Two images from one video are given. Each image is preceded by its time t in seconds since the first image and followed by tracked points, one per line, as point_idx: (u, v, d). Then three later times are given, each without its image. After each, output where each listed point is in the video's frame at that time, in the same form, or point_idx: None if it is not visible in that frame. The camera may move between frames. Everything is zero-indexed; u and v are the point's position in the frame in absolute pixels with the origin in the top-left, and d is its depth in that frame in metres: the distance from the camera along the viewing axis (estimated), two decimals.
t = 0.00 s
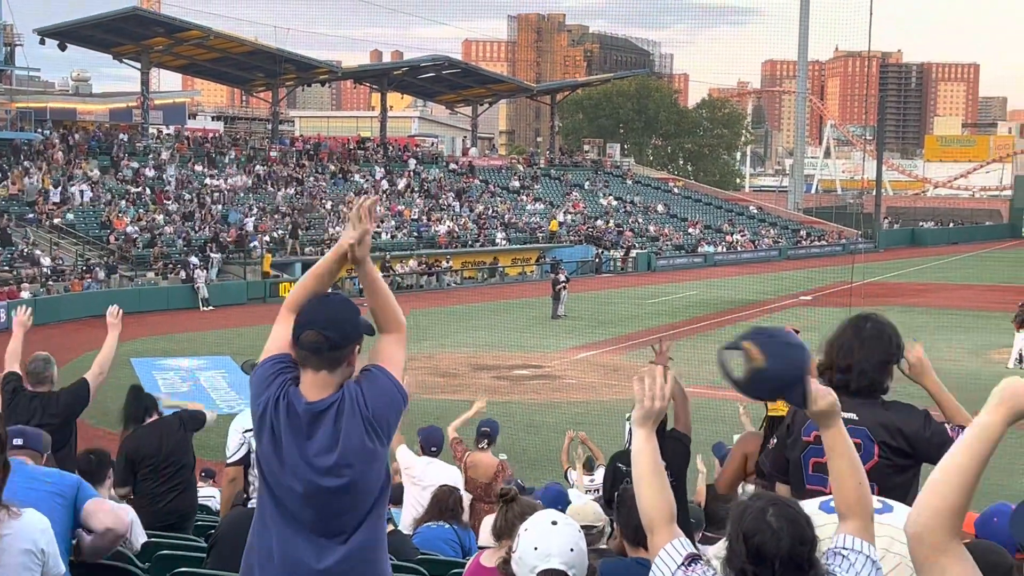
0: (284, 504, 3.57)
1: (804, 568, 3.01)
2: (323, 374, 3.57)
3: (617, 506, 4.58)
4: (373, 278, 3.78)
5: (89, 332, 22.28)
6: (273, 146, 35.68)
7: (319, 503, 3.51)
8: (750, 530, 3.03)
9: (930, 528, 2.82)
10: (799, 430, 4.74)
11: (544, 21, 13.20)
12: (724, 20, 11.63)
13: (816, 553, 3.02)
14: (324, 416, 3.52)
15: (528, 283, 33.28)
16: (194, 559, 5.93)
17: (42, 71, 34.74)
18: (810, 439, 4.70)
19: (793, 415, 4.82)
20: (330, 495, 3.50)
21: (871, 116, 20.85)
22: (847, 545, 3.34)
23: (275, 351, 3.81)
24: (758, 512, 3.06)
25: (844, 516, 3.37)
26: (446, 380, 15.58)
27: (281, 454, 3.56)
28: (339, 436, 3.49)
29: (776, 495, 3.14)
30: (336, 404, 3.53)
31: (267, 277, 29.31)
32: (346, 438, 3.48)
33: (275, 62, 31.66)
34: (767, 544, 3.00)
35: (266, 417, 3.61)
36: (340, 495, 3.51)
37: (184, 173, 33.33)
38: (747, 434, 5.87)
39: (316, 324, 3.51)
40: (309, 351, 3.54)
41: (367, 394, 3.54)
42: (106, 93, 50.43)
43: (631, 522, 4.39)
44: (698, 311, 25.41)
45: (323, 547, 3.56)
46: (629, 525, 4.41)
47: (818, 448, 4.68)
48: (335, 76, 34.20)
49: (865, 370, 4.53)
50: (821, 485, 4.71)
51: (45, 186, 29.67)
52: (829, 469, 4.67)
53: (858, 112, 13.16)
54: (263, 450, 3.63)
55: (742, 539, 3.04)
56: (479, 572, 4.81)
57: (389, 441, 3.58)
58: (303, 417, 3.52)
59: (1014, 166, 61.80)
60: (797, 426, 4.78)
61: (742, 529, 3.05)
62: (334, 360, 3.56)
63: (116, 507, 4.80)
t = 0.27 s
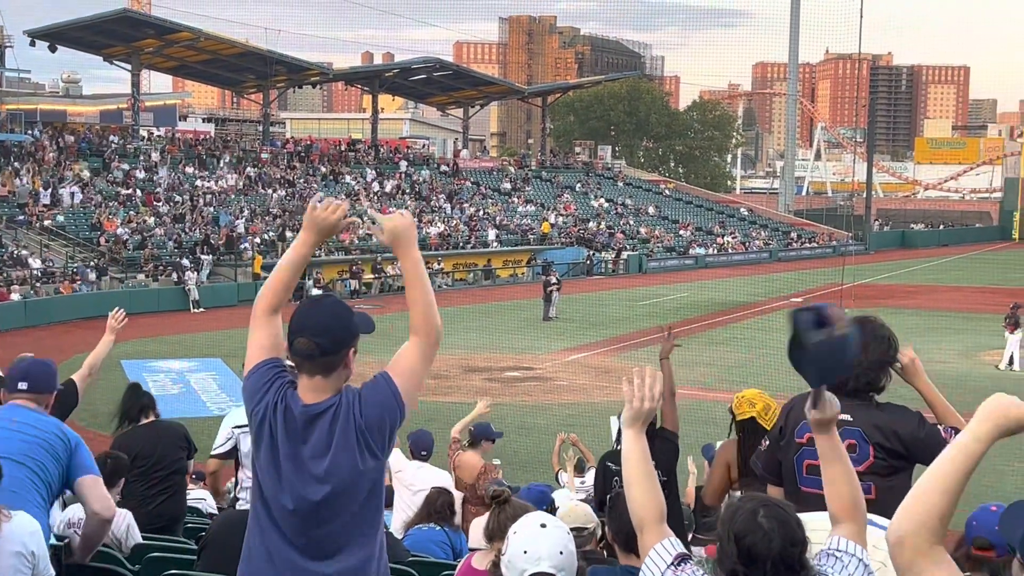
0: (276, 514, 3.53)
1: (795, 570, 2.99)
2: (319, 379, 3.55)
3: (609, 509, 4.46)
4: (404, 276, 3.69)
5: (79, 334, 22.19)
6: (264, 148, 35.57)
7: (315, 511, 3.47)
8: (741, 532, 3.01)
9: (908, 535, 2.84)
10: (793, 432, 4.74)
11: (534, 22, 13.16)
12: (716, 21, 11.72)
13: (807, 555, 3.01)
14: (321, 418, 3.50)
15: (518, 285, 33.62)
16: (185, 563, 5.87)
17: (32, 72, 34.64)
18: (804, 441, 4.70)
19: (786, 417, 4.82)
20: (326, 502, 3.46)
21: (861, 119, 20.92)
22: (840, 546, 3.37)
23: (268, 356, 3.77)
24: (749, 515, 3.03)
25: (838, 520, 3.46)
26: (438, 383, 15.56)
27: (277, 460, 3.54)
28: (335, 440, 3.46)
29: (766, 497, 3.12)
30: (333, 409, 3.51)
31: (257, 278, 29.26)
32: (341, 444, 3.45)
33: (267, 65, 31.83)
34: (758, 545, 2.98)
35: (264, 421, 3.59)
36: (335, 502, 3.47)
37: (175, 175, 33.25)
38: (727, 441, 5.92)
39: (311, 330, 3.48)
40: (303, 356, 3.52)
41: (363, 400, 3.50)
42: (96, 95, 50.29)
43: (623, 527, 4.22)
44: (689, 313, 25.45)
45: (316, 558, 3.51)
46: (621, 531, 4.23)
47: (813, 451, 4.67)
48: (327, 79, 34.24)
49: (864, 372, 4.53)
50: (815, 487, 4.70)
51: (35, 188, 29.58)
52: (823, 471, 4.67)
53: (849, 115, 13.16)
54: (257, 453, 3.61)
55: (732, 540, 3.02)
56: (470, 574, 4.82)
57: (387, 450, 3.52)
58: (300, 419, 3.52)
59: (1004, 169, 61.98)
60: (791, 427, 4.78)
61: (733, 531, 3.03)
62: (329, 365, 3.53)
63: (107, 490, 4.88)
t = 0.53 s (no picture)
0: (278, 525, 3.57)
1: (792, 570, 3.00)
2: (324, 389, 3.66)
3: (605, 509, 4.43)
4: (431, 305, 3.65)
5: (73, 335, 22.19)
6: (258, 148, 35.52)
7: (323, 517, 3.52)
8: (741, 533, 3.00)
9: (912, 526, 3.10)
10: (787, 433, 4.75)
11: (528, 24, 13.15)
12: (708, 24, 11.74)
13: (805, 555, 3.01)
14: (328, 426, 3.59)
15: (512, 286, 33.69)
16: (178, 564, 5.85)
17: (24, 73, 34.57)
18: (799, 441, 4.72)
19: (781, 418, 4.82)
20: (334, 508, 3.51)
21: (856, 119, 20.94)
22: (836, 547, 3.39)
23: (254, 375, 3.92)
24: (747, 515, 3.03)
25: (829, 517, 3.55)
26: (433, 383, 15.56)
27: (283, 468, 3.60)
28: (341, 449, 3.53)
29: (764, 497, 3.12)
30: (340, 418, 3.60)
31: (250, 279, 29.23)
32: (347, 452, 3.52)
33: (260, 66, 31.76)
34: (757, 545, 2.98)
35: (268, 432, 3.67)
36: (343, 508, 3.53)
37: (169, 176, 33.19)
38: (729, 439, 5.92)
39: (317, 340, 3.61)
40: (308, 366, 3.63)
41: (369, 410, 3.57)
42: (90, 96, 50.20)
43: (618, 528, 4.19)
44: (683, 314, 25.51)
45: (322, 568, 3.55)
46: (615, 531, 4.20)
47: (808, 451, 4.68)
48: (320, 80, 34.17)
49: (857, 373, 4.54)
50: (808, 488, 4.73)
51: (27, 189, 29.55)
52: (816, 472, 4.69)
53: (842, 117, 13.18)
54: (260, 463, 3.68)
55: (731, 541, 3.01)
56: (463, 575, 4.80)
57: (393, 462, 3.58)
58: (307, 426, 3.61)
59: (999, 170, 62.05)
60: (785, 428, 4.78)
61: (732, 532, 3.02)
62: (335, 374, 3.64)
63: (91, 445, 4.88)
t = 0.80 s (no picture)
0: (263, 516, 3.59)
1: (789, 569, 3.00)
2: (301, 381, 3.67)
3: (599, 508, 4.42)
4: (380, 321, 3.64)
5: (66, 335, 22.15)
6: (252, 149, 35.50)
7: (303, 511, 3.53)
8: (739, 532, 3.00)
9: (898, 530, 3.13)
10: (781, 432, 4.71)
11: (523, 25, 13.21)
12: (703, 23, 11.78)
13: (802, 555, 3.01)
14: (306, 417, 3.61)
15: (506, 287, 33.74)
16: (170, 564, 5.82)
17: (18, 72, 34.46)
18: (793, 441, 4.69)
19: (775, 417, 4.80)
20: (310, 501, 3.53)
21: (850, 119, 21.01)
22: (830, 546, 3.46)
23: (225, 368, 3.91)
24: (746, 515, 3.03)
25: (827, 517, 3.54)
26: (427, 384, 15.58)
27: (260, 462, 3.62)
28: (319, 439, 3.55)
29: (761, 497, 3.12)
30: (318, 409, 3.61)
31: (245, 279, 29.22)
32: (325, 441, 3.54)
33: (255, 66, 31.74)
34: (756, 545, 2.98)
35: (244, 425, 3.69)
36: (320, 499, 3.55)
37: (163, 176, 33.15)
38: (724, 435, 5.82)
39: (292, 331, 3.60)
40: (285, 358, 3.63)
41: (346, 398, 3.59)
42: (83, 95, 50.09)
43: (610, 529, 4.19)
44: (677, 314, 25.56)
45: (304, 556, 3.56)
46: (609, 532, 4.19)
47: (802, 450, 4.66)
48: (315, 80, 34.19)
49: (841, 375, 4.44)
50: (801, 486, 4.72)
51: (21, 188, 29.49)
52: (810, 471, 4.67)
53: (836, 118, 13.25)
54: (239, 456, 3.69)
55: (729, 541, 3.02)
56: None
57: (373, 449, 3.60)
58: (285, 418, 3.63)
59: (991, 171, 62.30)
60: (780, 426, 4.75)
61: (730, 531, 3.02)
62: (312, 366, 3.64)
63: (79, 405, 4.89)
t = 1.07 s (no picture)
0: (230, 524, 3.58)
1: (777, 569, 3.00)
2: (266, 393, 3.63)
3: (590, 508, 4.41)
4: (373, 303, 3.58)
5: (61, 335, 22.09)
6: (247, 148, 35.41)
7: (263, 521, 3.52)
8: (727, 532, 3.00)
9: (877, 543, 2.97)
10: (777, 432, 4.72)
11: (519, 24, 13.23)
12: (699, 23, 11.73)
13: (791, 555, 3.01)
14: (267, 428, 3.58)
15: (502, 286, 33.71)
16: (165, 565, 5.81)
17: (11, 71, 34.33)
18: (787, 441, 4.69)
19: (771, 418, 4.83)
20: (267, 514, 3.52)
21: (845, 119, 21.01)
22: (822, 549, 3.50)
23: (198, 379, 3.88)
24: (734, 515, 3.03)
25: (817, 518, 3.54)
26: (422, 384, 15.57)
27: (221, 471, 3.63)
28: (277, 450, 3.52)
29: (749, 496, 3.13)
30: (279, 420, 3.57)
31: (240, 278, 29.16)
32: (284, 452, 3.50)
33: (250, 65, 31.66)
34: (743, 544, 2.98)
35: (210, 436, 3.68)
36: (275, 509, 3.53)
37: (157, 175, 33.05)
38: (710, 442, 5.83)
39: (254, 345, 3.58)
40: (249, 372, 3.59)
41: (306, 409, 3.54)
42: (78, 95, 49.90)
43: (600, 529, 4.20)
44: (673, 314, 25.57)
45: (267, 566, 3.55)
46: (600, 532, 4.20)
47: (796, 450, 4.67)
48: (310, 80, 34.13)
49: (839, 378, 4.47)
50: (793, 485, 4.70)
51: (15, 187, 29.39)
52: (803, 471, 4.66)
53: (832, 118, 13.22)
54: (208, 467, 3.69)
55: (717, 539, 3.02)
56: None
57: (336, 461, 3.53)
58: (248, 429, 3.60)
59: (985, 171, 62.40)
60: (775, 427, 4.77)
61: (718, 530, 3.02)
62: (275, 379, 3.61)
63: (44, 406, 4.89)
